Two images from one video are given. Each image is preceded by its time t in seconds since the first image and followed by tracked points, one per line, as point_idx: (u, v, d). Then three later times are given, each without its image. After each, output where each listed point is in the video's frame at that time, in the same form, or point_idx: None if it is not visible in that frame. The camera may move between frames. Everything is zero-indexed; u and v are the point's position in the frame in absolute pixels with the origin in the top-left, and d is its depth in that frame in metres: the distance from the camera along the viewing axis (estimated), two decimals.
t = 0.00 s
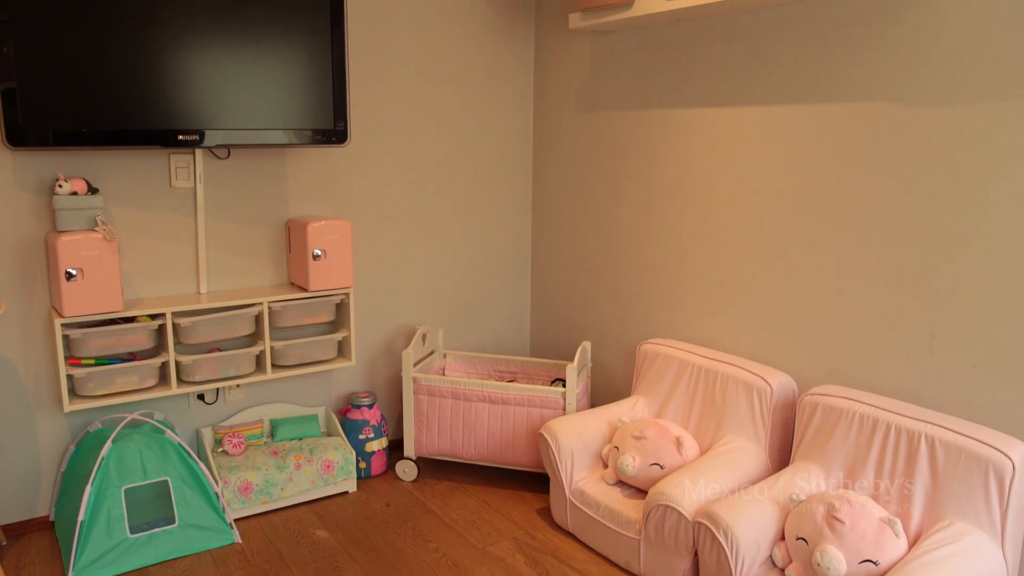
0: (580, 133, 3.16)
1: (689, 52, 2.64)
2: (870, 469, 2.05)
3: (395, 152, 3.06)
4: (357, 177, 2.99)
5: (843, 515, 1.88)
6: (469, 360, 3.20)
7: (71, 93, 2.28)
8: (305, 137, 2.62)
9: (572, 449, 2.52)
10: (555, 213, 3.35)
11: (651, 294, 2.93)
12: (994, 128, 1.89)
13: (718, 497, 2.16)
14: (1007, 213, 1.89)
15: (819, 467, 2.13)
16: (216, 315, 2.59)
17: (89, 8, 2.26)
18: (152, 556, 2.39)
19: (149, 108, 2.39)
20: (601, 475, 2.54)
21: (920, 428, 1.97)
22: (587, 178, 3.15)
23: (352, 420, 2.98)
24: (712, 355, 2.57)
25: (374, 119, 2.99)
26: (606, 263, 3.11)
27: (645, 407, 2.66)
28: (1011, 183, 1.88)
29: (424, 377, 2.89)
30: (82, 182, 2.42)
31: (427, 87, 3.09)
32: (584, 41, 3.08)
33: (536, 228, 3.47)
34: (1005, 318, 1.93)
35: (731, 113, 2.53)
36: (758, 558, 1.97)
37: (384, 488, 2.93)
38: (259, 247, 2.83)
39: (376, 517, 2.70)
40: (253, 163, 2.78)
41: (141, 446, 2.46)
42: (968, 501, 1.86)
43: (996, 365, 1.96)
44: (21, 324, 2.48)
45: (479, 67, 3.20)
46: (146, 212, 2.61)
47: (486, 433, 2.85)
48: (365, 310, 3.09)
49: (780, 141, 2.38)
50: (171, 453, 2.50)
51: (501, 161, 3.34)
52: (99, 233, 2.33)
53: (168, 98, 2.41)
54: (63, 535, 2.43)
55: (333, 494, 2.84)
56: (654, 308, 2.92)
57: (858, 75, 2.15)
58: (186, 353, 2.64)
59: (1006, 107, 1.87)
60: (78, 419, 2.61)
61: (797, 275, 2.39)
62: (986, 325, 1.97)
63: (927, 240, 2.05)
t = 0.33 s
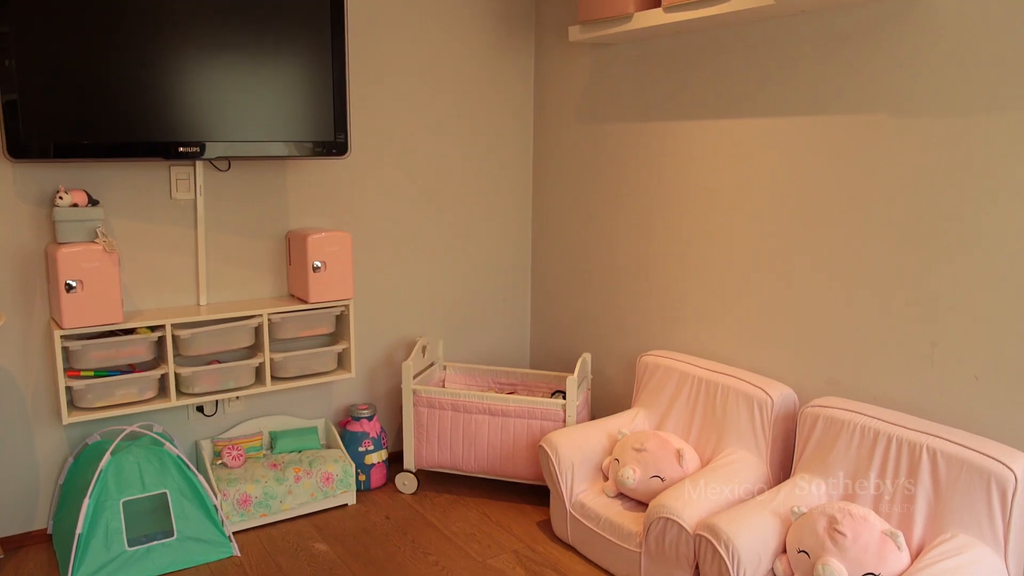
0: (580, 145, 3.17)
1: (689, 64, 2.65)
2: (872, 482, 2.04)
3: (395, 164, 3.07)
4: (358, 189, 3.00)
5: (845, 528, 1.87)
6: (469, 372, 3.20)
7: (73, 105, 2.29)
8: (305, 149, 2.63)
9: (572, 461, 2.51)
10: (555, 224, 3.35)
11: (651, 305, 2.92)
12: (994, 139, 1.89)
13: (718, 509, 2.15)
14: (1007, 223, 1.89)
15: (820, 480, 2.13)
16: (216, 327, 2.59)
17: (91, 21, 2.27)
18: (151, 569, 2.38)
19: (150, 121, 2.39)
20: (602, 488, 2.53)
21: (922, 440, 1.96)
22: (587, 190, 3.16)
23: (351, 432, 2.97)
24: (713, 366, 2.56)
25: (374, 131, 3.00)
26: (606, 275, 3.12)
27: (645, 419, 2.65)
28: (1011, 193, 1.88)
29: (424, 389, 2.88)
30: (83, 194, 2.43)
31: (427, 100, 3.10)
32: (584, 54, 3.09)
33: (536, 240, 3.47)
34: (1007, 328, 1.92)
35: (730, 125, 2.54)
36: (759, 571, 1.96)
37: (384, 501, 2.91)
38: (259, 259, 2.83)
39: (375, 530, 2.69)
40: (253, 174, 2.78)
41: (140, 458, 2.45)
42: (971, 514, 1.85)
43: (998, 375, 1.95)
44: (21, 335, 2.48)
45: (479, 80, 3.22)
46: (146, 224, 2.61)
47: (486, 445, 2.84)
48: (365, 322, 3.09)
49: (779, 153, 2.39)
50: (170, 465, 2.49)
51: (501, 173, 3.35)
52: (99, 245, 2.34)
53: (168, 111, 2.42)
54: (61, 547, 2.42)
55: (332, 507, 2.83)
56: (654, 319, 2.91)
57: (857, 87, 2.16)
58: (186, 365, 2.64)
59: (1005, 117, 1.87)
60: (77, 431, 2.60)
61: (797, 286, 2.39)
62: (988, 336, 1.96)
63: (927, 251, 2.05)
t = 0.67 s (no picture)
0: (580, 156, 3.18)
1: (689, 77, 2.66)
2: (873, 494, 2.03)
3: (395, 176, 3.07)
4: (358, 201, 3.00)
5: (846, 540, 1.87)
6: (469, 384, 3.19)
7: (73, 117, 2.29)
8: (305, 161, 2.63)
9: (572, 473, 2.50)
10: (555, 236, 3.36)
11: (651, 317, 2.92)
12: (993, 150, 1.90)
13: (718, 522, 2.14)
14: (1007, 233, 1.89)
15: (821, 492, 2.12)
16: (215, 338, 2.58)
17: (93, 33, 2.28)
18: None
19: (151, 133, 2.40)
20: (602, 500, 2.52)
21: (924, 452, 1.95)
22: (587, 202, 3.16)
23: (351, 444, 2.96)
24: (713, 378, 2.56)
25: (375, 143, 3.00)
26: (606, 286, 3.12)
27: (646, 431, 2.65)
28: (1010, 204, 1.88)
29: (423, 401, 2.87)
30: (83, 206, 2.43)
31: (427, 112, 3.11)
32: (584, 66, 3.10)
33: (536, 252, 3.48)
34: (1008, 339, 1.92)
35: (730, 137, 2.55)
36: None
37: (383, 513, 2.90)
38: (259, 271, 2.83)
39: (375, 542, 2.68)
40: (254, 186, 2.79)
41: (138, 471, 2.44)
42: (973, 526, 1.84)
43: (999, 386, 1.95)
44: (20, 347, 2.47)
45: (479, 92, 3.23)
46: (146, 236, 2.61)
47: (485, 457, 2.83)
48: (364, 334, 3.08)
49: (779, 165, 2.40)
50: (168, 477, 2.48)
51: (501, 185, 3.36)
52: (99, 256, 2.34)
53: (169, 123, 2.42)
54: (58, 559, 2.40)
55: (331, 519, 2.82)
56: (655, 331, 2.91)
57: (856, 99, 2.17)
58: (185, 377, 2.63)
59: (1004, 128, 1.87)
60: (75, 443, 2.59)
61: (797, 298, 2.39)
62: (989, 347, 1.96)
63: (927, 261, 2.05)
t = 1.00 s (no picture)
0: (580, 169, 3.19)
1: (689, 89, 2.67)
2: (875, 506, 2.02)
3: (395, 188, 3.08)
4: (358, 213, 3.01)
5: (848, 554, 1.86)
6: (469, 396, 3.18)
7: (74, 129, 2.30)
8: (306, 173, 2.64)
9: (572, 486, 2.49)
10: (555, 248, 3.36)
11: (651, 330, 2.92)
12: (992, 162, 1.90)
13: (718, 535, 2.13)
14: (1006, 245, 1.90)
15: (823, 505, 2.12)
16: (214, 350, 2.58)
17: (95, 46, 2.29)
18: None
19: (152, 145, 2.41)
20: (602, 513, 2.50)
21: (925, 465, 1.94)
22: (587, 214, 3.17)
23: (351, 457, 2.95)
24: (713, 390, 2.55)
25: (375, 155, 3.01)
26: (606, 299, 3.12)
27: (646, 444, 2.64)
28: (1010, 215, 1.88)
29: (423, 413, 2.86)
30: (83, 218, 2.43)
31: (427, 125, 3.12)
32: (584, 79, 3.12)
33: (536, 264, 3.48)
34: (1008, 351, 1.92)
35: (729, 149, 2.56)
36: None
37: (383, 526, 2.89)
38: (259, 283, 2.83)
39: (374, 556, 2.66)
40: (254, 199, 2.79)
41: (136, 484, 2.43)
42: (976, 540, 1.83)
43: (1001, 398, 1.94)
44: (19, 359, 2.47)
45: (480, 105, 3.24)
46: (146, 248, 2.61)
47: (485, 470, 2.82)
48: (364, 346, 3.08)
49: (779, 176, 2.40)
50: (167, 490, 2.46)
51: (501, 198, 3.37)
52: (99, 268, 2.34)
53: (170, 135, 2.43)
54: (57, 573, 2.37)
55: (330, 533, 2.80)
56: (655, 343, 2.91)
57: (855, 111, 2.18)
58: (185, 389, 2.62)
59: (1003, 140, 1.88)
60: (73, 455, 2.58)
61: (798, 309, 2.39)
62: (989, 358, 1.95)
63: (927, 273, 2.06)
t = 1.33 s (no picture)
0: (580, 181, 3.20)
1: (688, 102, 2.68)
2: (876, 518, 2.01)
3: (396, 200, 3.09)
4: (358, 225, 3.01)
5: (850, 567, 1.85)
6: (469, 408, 3.17)
7: (76, 141, 2.31)
8: (306, 185, 2.65)
9: (572, 499, 2.48)
10: (555, 260, 3.36)
11: (651, 342, 2.92)
12: (989, 174, 1.91)
13: (719, 548, 2.12)
14: (1004, 256, 1.90)
15: (824, 518, 2.11)
16: (213, 362, 2.57)
17: (97, 59, 2.31)
18: None
19: (153, 158, 2.42)
20: (603, 526, 2.49)
21: (926, 477, 1.94)
22: (587, 225, 3.17)
23: (350, 469, 2.94)
24: (714, 403, 2.55)
25: (375, 168, 3.02)
26: (607, 310, 3.12)
27: (647, 456, 2.63)
28: (1007, 227, 1.89)
29: (423, 425, 2.86)
30: (84, 230, 2.43)
31: (428, 137, 3.13)
32: (583, 91, 3.13)
33: (536, 276, 3.48)
34: (1007, 362, 1.92)
35: (729, 161, 2.57)
36: None
37: (383, 539, 2.87)
38: (259, 295, 2.83)
39: (373, 569, 2.64)
40: (255, 211, 2.80)
41: (135, 496, 2.40)
42: (978, 552, 1.82)
43: (1002, 410, 1.94)
44: (19, 372, 2.46)
45: (479, 117, 3.26)
46: (146, 260, 2.61)
47: (485, 482, 2.81)
48: (364, 358, 3.08)
49: (778, 188, 2.41)
50: (165, 502, 2.44)
51: (500, 210, 3.37)
52: (99, 280, 2.33)
53: (171, 148, 2.44)
54: None
55: (329, 546, 2.79)
56: (656, 355, 2.91)
57: (854, 123, 2.19)
58: (184, 401, 2.61)
59: (1000, 151, 1.89)
60: (72, 468, 2.57)
61: (798, 321, 2.39)
62: (989, 370, 1.95)
63: (927, 285, 2.06)
